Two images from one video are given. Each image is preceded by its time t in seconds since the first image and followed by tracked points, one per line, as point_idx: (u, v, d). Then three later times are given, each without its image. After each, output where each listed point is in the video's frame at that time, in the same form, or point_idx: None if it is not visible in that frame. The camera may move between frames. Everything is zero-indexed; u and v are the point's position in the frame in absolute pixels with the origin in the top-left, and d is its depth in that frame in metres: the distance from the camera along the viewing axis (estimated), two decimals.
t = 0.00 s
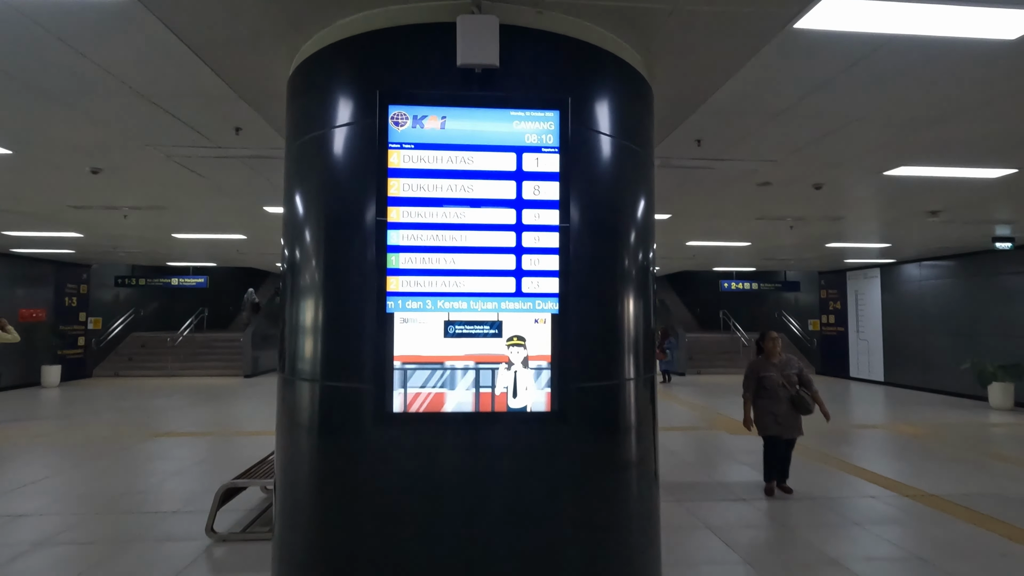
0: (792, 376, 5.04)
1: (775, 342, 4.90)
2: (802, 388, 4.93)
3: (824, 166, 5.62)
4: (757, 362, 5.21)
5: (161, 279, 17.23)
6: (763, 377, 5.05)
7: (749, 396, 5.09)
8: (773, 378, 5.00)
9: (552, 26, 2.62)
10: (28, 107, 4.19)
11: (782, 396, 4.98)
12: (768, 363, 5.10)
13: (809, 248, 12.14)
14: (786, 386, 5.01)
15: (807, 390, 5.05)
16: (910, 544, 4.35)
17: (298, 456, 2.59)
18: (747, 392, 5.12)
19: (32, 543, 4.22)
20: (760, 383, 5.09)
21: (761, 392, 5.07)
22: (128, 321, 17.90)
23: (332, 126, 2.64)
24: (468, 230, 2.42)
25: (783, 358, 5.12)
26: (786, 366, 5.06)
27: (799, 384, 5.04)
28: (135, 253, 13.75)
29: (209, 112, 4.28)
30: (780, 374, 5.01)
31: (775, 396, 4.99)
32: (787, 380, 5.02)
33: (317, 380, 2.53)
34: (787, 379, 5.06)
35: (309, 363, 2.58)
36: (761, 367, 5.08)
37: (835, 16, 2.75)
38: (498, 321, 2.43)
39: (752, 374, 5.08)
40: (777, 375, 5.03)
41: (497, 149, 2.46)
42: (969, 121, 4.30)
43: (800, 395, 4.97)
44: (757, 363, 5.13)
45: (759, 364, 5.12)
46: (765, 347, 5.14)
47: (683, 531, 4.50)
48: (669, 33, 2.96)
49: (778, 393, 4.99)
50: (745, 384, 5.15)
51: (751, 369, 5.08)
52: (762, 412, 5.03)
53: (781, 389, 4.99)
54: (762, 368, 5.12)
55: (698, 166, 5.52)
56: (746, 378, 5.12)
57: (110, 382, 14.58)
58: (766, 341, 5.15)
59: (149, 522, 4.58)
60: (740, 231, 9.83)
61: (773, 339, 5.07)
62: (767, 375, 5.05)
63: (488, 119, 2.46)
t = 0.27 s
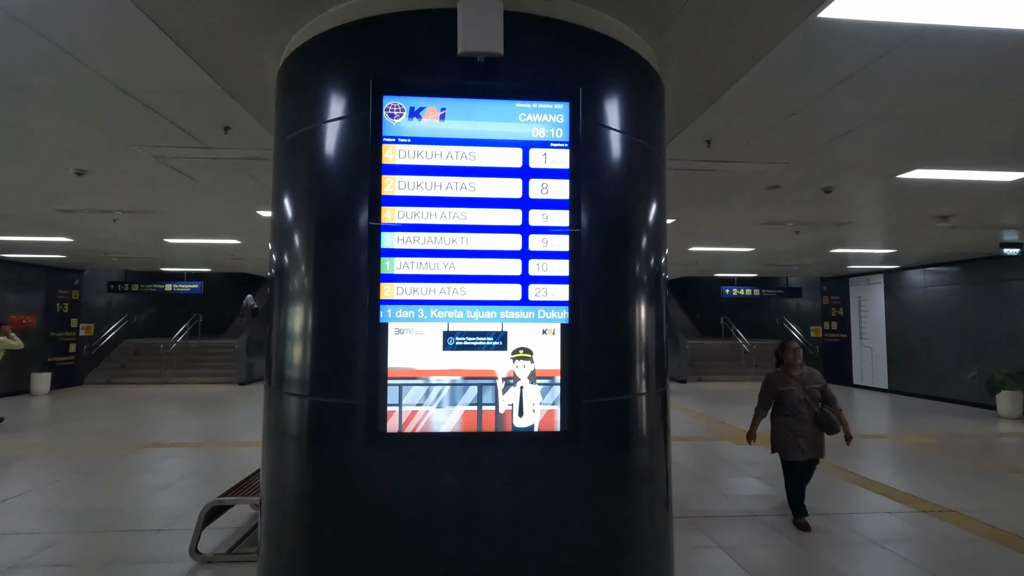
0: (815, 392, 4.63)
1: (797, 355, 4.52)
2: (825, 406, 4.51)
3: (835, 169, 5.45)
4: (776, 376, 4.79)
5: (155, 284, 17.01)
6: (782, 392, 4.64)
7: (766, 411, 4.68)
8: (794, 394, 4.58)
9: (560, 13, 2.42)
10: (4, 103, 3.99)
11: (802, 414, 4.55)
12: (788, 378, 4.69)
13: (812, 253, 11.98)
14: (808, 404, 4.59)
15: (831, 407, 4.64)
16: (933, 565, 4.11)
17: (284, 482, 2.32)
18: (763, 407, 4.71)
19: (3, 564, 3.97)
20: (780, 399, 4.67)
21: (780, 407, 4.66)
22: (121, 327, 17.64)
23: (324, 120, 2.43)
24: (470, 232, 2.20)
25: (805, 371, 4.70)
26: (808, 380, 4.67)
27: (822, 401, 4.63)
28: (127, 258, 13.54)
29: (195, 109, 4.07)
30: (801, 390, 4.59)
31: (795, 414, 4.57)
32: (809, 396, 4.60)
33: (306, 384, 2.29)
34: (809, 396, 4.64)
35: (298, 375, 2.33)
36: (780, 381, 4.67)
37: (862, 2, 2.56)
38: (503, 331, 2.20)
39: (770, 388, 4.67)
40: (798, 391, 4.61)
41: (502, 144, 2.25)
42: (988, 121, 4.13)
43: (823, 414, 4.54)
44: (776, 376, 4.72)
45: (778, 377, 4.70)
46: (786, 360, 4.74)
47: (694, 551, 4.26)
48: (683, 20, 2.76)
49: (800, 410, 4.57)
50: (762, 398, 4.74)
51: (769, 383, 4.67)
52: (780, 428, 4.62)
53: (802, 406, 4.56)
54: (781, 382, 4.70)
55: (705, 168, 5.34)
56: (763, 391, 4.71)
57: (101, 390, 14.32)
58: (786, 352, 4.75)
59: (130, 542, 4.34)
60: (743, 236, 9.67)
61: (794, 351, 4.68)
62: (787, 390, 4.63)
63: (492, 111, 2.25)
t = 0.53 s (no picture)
0: (842, 401, 4.47)
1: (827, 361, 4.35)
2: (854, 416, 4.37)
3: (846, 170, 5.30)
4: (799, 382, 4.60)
5: (149, 289, 16.79)
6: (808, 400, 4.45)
7: (791, 420, 4.47)
8: (822, 403, 4.41)
9: None
10: None
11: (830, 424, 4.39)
12: (814, 384, 4.50)
13: (814, 258, 11.88)
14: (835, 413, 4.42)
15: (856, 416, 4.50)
16: None
17: (271, 503, 2.12)
18: (788, 414, 4.49)
19: None
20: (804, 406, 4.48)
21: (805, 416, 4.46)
22: (113, 332, 17.43)
23: (314, 109, 2.21)
24: (472, 228, 1.98)
25: (831, 379, 4.53)
26: (835, 388, 4.48)
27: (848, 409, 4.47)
28: (120, 262, 13.36)
29: (182, 101, 3.92)
30: (828, 399, 4.42)
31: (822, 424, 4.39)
32: (837, 405, 4.43)
33: (296, 388, 2.09)
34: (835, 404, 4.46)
35: (285, 389, 2.13)
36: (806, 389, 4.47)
37: None
38: (508, 337, 2.00)
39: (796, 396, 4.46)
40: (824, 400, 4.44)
41: (506, 131, 2.02)
42: (1007, 117, 3.98)
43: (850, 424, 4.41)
44: (802, 382, 4.53)
45: (804, 383, 4.52)
46: (811, 365, 4.56)
47: (704, 566, 4.07)
48: None
49: (827, 420, 4.40)
50: (787, 405, 4.52)
51: (795, 390, 4.45)
52: (806, 439, 4.42)
53: (831, 415, 4.40)
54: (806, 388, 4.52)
55: (712, 167, 5.19)
56: (787, 398, 4.49)
57: (92, 396, 14.08)
58: (811, 357, 4.58)
59: (110, 558, 4.13)
60: (746, 240, 9.53)
61: (821, 357, 4.49)
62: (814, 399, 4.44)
63: (496, 94, 2.02)
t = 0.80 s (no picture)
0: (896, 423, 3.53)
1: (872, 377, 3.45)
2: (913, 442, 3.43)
3: (859, 173, 5.14)
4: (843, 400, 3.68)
5: (145, 296, 16.60)
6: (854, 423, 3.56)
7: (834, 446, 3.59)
8: (871, 426, 3.51)
9: None
10: None
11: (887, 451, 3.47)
12: (859, 403, 3.61)
13: (819, 264, 11.73)
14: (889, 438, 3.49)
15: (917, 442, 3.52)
16: None
17: (259, 528, 1.94)
18: (836, 442, 3.59)
19: None
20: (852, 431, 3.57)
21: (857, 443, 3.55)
22: (109, 340, 17.22)
23: (310, 103, 2.00)
24: (481, 229, 1.81)
25: (876, 396, 3.62)
26: (881, 407, 3.58)
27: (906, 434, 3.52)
28: (115, 269, 13.18)
29: (173, 99, 3.77)
30: (877, 421, 3.53)
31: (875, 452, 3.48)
32: (889, 428, 3.51)
33: (288, 398, 1.90)
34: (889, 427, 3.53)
35: (278, 408, 1.93)
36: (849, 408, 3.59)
37: None
38: (521, 348, 1.81)
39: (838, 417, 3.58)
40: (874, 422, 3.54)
41: (519, 123, 1.85)
42: None
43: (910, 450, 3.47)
44: (844, 401, 3.63)
45: (847, 403, 3.62)
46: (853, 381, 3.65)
47: None
48: None
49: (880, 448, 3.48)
50: (830, 431, 3.62)
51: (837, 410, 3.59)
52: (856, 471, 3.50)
53: (884, 441, 3.48)
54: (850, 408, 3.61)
55: (722, 170, 5.03)
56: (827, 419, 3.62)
57: (86, 405, 13.85)
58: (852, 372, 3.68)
59: None
60: (751, 246, 9.38)
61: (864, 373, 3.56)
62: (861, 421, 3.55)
63: (508, 83, 1.85)
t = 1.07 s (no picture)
0: (948, 440, 3.09)
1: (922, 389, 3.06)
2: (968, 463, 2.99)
3: (875, 177, 5.00)
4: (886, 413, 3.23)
5: (145, 304, 16.48)
6: (899, 441, 3.12)
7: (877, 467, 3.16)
8: (920, 445, 3.06)
9: None
10: None
11: (936, 474, 3.04)
12: (905, 419, 3.15)
13: (825, 271, 11.58)
14: (940, 459, 3.05)
15: (973, 459, 3.08)
16: None
17: (248, 554, 1.78)
18: (870, 463, 3.14)
19: None
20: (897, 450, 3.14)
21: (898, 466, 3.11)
22: (108, 348, 17.09)
23: (311, 98, 1.84)
24: (489, 230, 1.67)
25: (931, 408, 3.17)
26: (937, 423, 3.12)
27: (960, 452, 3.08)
28: (114, 276, 13.08)
29: (167, 100, 3.65)
30: (927, 440, 3.06)
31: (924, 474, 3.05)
32: (941, 447, 3.07)
33: (284, 406, 1.74)
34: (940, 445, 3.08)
35: (273, 423, 1.77)
36: (894, 425, 3.14)
37: None
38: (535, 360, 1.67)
39: (881, 435, 3.15)
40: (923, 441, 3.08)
41: (533, 118, 1.72)
42: None
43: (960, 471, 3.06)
44: (887, 416, 3.18)
45: (891, 420, 3.15)
46: (900, 393, 3.20)
47: None
48: None
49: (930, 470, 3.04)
50: (868, 450, 3.18)
51: (879, 428, 3.16)
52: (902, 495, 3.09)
53: (935, 462, 3.04)
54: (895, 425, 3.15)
55: (733, 174, 4.90)
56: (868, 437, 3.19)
57: (84, 414, 13.70)
58: (899, 383, 3.22)
59: None
60: (759, 253, 9.25)
61: (914, 384, 3.13)
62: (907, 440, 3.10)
63: (520, 75, 1.73)
